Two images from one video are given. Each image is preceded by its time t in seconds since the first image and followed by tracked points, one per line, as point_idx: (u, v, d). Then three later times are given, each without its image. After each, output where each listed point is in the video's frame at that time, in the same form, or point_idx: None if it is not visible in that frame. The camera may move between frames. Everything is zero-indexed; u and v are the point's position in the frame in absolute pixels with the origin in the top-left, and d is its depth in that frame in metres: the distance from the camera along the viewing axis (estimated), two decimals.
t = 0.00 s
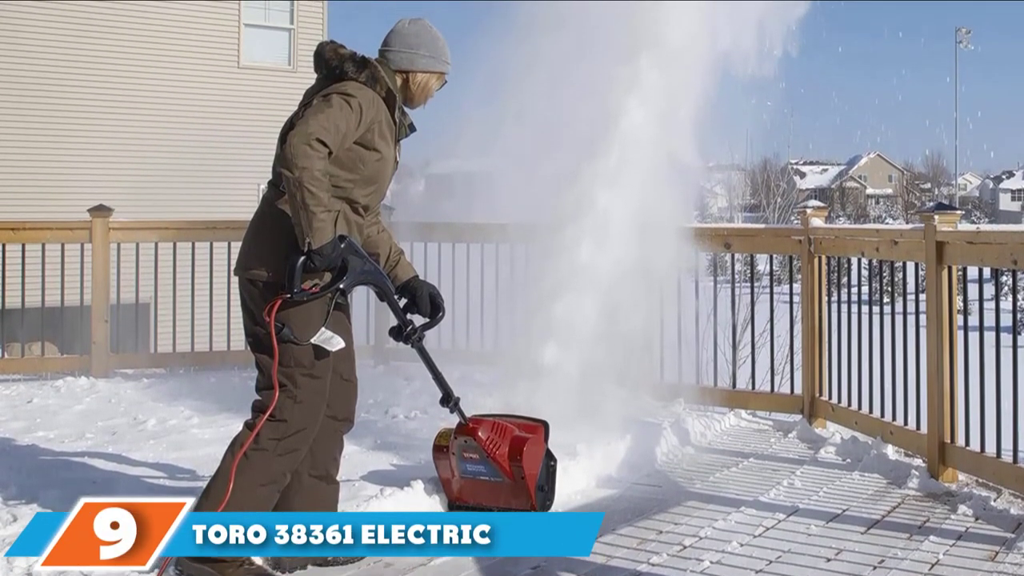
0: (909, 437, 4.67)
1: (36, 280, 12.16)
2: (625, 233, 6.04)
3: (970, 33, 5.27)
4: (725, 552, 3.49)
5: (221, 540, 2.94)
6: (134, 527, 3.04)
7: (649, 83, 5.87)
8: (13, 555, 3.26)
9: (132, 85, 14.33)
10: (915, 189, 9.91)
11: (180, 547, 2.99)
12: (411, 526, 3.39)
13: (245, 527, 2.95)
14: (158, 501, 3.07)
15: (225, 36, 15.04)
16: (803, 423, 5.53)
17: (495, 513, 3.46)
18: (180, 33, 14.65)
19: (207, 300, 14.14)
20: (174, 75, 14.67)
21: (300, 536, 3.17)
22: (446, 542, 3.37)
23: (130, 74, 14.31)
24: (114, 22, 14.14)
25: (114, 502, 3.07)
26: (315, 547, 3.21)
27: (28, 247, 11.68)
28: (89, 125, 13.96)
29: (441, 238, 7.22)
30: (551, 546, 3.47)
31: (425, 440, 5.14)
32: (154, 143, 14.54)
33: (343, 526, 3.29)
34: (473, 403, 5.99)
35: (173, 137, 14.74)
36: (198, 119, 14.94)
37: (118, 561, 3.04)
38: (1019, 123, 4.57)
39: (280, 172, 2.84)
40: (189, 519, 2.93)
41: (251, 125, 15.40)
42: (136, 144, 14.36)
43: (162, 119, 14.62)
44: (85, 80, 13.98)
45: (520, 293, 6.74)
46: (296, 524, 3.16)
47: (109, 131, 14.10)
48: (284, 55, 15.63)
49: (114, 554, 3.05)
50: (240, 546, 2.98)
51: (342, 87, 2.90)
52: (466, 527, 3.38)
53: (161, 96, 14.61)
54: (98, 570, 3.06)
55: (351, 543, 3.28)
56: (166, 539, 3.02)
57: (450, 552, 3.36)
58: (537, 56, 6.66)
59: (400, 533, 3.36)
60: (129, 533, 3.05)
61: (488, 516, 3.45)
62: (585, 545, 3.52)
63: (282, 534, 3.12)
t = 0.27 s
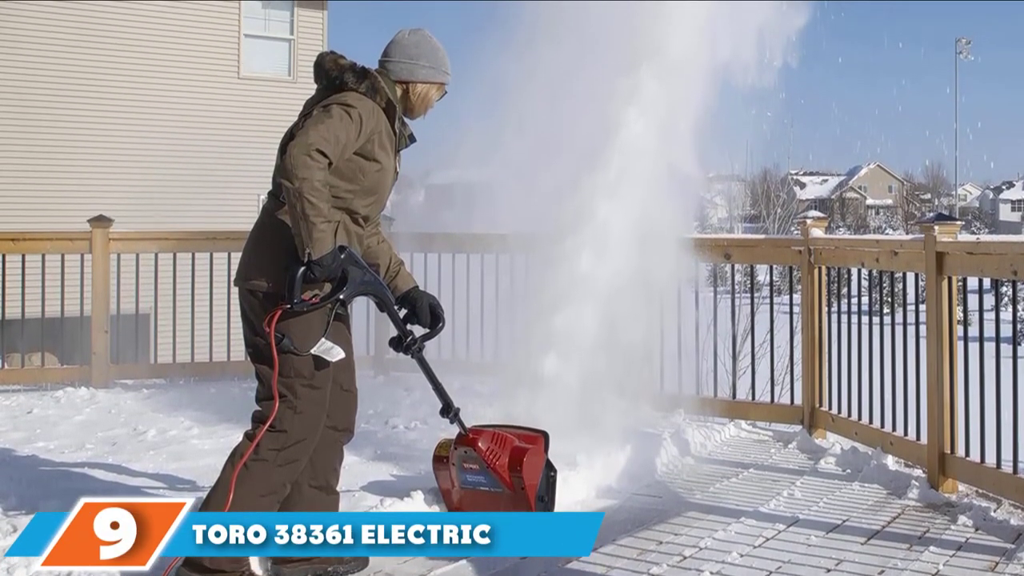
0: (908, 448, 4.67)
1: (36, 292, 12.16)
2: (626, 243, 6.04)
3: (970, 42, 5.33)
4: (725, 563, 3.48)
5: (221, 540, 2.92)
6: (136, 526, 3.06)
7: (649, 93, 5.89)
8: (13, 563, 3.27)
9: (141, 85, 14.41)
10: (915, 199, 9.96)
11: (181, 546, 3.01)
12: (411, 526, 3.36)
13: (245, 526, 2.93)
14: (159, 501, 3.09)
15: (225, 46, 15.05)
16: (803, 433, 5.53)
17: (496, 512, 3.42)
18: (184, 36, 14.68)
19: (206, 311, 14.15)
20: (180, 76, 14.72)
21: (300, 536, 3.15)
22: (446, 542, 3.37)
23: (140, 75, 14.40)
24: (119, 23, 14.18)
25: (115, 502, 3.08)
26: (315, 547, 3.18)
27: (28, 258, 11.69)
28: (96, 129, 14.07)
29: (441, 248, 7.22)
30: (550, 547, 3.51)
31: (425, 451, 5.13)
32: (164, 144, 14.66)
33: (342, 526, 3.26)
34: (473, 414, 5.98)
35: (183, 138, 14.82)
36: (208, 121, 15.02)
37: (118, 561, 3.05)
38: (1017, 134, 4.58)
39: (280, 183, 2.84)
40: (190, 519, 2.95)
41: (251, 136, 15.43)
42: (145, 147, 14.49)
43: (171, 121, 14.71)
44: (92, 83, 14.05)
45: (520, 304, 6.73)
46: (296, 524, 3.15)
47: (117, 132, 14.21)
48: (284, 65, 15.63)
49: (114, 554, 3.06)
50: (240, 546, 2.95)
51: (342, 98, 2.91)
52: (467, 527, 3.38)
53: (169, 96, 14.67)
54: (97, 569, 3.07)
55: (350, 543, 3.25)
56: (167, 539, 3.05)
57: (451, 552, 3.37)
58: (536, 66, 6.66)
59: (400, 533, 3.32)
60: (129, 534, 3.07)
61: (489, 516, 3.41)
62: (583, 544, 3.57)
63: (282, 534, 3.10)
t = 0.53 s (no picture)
0: (908, 457, 4.67)
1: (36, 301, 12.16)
2: (626, 251, 6.05)
3: (971, 51, 5.35)
4: (725, 572, 3.48)
5: (221, 540, 2.91)
6: (134, 527, 3.11)
7: (649, 101, 5.91)
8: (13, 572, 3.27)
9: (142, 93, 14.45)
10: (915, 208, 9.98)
11: (180, 545, 3.04)
12: (411, 526, 3.46)
13: (245, 526, 2.92)
14: (159, 501, 3.15)
15: (225, 55, 15.07)
16: (803, 442, 5.53)
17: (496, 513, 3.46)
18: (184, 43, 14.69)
19: (207, 320, 14.15)
20: (180, 85, 14.74)
21: (300, 536, 3.13)
22: (446, 542, 3.44)
23: (141, 83, 14.44)
24: (119, 32, 14.18)
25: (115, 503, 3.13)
26: (315, 547, 3.17)
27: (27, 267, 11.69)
28: (97, 137, 14.09)
29: (441, 257, 7.23)
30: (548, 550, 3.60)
31: (425, 460, 5.13)
32: (162, 154, 14.67)
33: (343, 526, 3.26)
34: (474, 423, 5.98)
35: (181, 148, 14.84)
36: (206, 130, 15.03)
37: (118, 561, 3.09)
38: (1018, 142, 4.58)
39: (280, 192, 2.85)
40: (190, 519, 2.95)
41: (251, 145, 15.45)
42: (145, 155, 14.50)
43: (170, 129, 14.74)
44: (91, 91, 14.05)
45: (520, 312, 6.73)
46: (297, 523, 3.13)
47: (117, 142, 14.23)
48: (284, 74, 15.65)
49: (114, 554, 3.10)
50: (240, 546, 2.93)
51: (342, 107, 2.92)
52: (466, 527, 3.45)
53: (169, 104, 14.70)
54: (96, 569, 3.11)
55: (351, 543, 3.27)
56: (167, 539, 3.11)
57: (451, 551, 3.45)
58: (536, 75, 6.68)
59: (400, 532, 3.41)
60: (129, 533, 3.11)
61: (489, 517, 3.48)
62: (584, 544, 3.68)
63: (282, 534, 3.06)
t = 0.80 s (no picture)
0: (909, 468, 4.66)
1: (36, 312, 12.16)
2: (626, 263, 6.07)
3: (971, 62, 5.38)
4: None
5: (222, 540, 2.93)
6: (134, 526, 3.13)
7: (648, 113, 5.94)
8: None
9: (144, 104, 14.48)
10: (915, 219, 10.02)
11: (179, 545, 3.05)
12: (412, 526, 3.45)
13: (245, 526, 2.93)
14: (159, 502, 3.16)
15: (226, 66, 15.12)
16: (803, 453, 5.52)
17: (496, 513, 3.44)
18: (186, 54, 14.73)
19: (207, 331, 14.15)
20: (180, 96, 14.76)
21: (299, 536, 3.10)
22: (446, 542, 3.47)
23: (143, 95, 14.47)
24: (121, 42, 14.22)
25: (115, 503, 3.15)
26: (315, 547, 3.15)
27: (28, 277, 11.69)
28: (97, 148, 14.13)
29: (441, 268, 7.23)
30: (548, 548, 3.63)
31: (425, 471, 5.13)
32: (164, 165, 14.73)
33: (342, 527, 3.26)
34: (474, 434, 5.97)
35: (181, 160, 14.89)
36: (206, 141, 15.06)
37: (118, 560, 3.11)
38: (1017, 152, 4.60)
39: (280, 202, 2.86)
40: (190, 519, 3.00)
41: (252, 155, 15.51)
42: (145, 167, 14.55)
43: (171, 140, 14.78)
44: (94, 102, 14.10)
45: (520, 323, 6.74)
46: (297, 524, 3.09)
47: (119, 154, 14.28)
48: (284, 85, 15.70)
49: (114, 554, 3.13)
50: (240, 546, 2.95)
51: (342, 118, 2.93)
52: (466, 528, 3.48)
53: (170, 115, 14.73)
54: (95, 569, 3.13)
55: (351, 543, 3.29)
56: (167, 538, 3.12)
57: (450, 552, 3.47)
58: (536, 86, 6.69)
59: (400, 533, 3.40)
60: (129, 534, 3.13)
61: (490, 518, 3.45)
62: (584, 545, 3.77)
63: (282, 534, 3.03)
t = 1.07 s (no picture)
0: (909, 477, 4.66)
1: (37, 321, 12.16)
2: (625, 272, 6.08)
3: (970, 72, 5.42)
4: None
5: (222, 540, 2.98)
6: (135, 524, 3.18)
7: (648, 122, 5.96)
8: None
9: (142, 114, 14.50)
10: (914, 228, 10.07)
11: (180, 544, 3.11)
12: (412, 526, 3.42)
13: (244, 526, 2.94)
14: (160, 501, 3.21)
15: (226, 76, 15.15)
16: (803, 462, 5.52)
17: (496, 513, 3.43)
18: (186, 64, 14.78)
19: (207, 340, 14.16)
20: (181, 106, 14.80)
21: (299, 537, 3.03)
22: (445, 542, 3.43)
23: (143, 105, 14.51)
24: (122, 52, 14.27)
25: (115, 503, 3.20)
26: (314, 548, 3.09)
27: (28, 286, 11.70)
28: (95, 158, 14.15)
29: (441, 277, 7.24)
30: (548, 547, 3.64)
31: (425, 480, 5.13)
32: (163, 176, 14.76)
33: (342, 527, 3.19)
34: (474, 443, 5.97)
35: (181, 170, 14.93)
36: (207, 151, 15.10)
37: (118, 560, 3.15)
38: (1015, 163, 4.62)
39: (280, 212, 2.87)
40: (190, 519, 3.05)
41: (253, 164, 15.55)
42: (144, 177, 14.57)
43: (170, 150, 14.81)
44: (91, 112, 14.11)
45: (519, 332, 6.74)
46: (297, 523, 3.02)
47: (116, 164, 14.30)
48: (285, 95, 15.73)
49: (114, 553, 3.17)
50: (240, 546, 2.97)
51: (342, 127, 2.94)
52: (466, 527, 3.44)
53: (170, 126, 14.76)
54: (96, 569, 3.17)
55: (350, 543, 3.23)
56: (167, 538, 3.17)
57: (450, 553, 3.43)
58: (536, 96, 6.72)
59: (400, 533, 3.37)
60: (129, 533, 3.18)
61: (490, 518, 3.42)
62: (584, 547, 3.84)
63: (282, 534, 2.99)
